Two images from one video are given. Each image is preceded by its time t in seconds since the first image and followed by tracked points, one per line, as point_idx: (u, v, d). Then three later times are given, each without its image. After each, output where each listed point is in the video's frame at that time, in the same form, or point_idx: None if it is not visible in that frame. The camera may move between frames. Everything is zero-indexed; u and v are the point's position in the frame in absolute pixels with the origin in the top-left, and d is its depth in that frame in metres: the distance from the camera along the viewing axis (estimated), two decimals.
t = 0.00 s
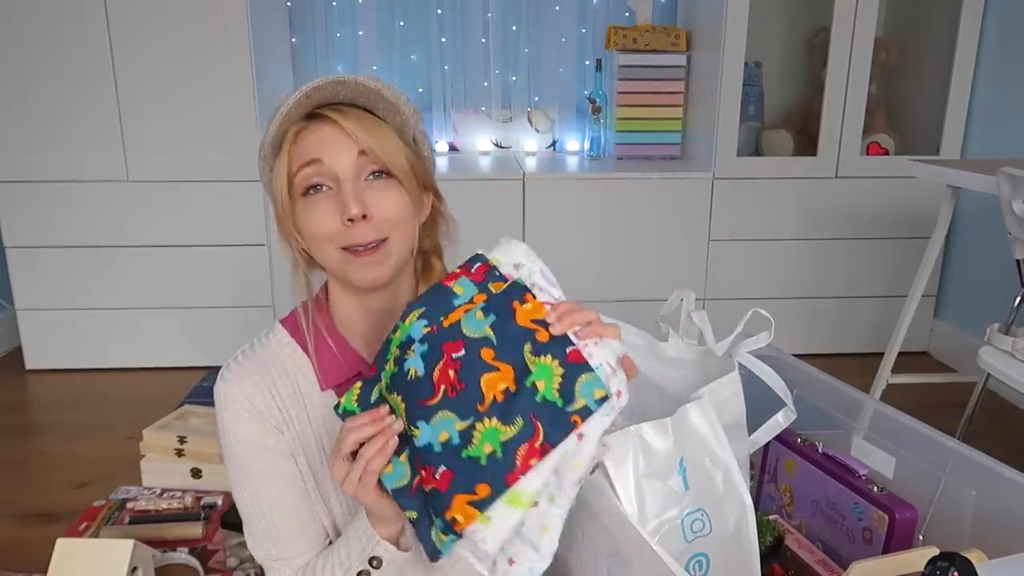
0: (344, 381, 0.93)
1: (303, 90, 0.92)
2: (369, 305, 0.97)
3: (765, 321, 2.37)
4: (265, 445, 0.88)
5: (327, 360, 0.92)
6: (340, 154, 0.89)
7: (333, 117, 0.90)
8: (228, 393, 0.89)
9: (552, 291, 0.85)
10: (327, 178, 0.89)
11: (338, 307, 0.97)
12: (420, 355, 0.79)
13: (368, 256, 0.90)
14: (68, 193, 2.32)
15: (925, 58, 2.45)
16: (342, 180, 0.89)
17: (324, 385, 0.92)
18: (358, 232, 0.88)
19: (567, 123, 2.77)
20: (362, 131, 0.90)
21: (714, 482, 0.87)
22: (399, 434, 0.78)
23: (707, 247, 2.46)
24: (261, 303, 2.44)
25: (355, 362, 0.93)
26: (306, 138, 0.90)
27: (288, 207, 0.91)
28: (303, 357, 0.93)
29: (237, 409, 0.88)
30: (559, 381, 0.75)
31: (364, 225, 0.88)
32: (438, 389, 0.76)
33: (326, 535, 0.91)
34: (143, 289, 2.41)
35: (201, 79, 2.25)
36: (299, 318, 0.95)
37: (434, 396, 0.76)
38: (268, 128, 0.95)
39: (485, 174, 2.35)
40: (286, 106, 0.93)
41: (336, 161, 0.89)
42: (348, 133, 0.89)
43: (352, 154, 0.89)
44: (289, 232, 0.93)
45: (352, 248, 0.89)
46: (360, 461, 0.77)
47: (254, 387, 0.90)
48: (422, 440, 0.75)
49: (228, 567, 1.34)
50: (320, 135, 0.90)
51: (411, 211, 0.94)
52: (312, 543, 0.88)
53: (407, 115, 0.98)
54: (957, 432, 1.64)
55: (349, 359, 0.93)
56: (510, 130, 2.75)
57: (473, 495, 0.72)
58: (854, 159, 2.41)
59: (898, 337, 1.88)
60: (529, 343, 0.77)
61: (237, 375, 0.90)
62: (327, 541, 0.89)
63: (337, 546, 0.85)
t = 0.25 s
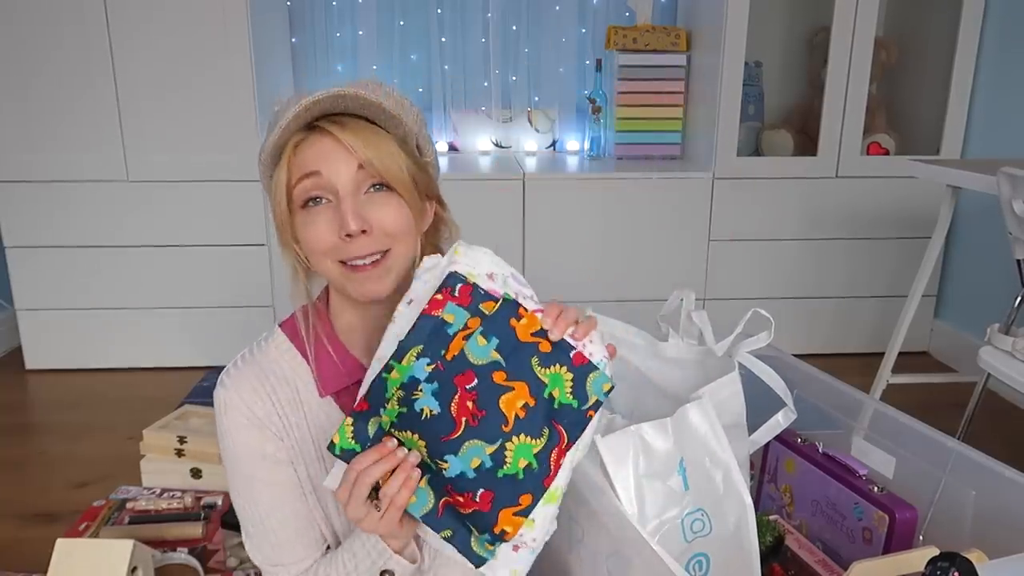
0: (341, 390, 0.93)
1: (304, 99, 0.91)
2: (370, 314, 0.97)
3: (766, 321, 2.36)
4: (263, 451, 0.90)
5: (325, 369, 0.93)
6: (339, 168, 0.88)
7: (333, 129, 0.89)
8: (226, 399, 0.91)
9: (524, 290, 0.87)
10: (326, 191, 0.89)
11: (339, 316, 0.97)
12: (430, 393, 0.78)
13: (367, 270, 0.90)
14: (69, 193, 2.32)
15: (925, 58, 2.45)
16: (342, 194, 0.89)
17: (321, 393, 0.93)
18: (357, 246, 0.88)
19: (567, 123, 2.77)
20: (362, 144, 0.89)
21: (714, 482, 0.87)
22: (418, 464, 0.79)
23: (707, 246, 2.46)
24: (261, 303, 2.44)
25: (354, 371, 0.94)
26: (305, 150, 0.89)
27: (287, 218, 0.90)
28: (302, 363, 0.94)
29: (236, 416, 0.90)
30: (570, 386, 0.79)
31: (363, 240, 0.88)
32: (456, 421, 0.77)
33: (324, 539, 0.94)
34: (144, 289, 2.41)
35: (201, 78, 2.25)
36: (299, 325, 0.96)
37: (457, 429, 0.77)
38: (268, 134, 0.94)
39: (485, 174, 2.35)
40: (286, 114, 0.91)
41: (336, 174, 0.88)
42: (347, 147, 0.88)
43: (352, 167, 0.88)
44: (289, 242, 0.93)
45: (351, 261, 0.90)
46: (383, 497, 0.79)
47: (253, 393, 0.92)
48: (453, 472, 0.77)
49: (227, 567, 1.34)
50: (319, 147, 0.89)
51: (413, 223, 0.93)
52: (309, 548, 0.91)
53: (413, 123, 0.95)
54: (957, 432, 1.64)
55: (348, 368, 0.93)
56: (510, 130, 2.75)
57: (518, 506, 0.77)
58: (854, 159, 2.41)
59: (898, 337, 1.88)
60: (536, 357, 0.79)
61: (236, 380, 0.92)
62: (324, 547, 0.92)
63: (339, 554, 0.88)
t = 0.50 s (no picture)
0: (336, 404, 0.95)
1: (306, 120, 0.90)
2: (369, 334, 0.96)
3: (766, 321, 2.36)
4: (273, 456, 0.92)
5: (320, 382, 0.95)
6: (340, 189, 0.88)
7: (334, 149, 0.89)
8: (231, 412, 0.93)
9: (521, 298, 0.86)
10: (326, 211, 0.88)
11: (339, 336, 0.97)
12: (412, 388, 0.78)
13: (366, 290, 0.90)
14: (69, 193, 2.32)
15: (925, 58, 2.45)
16: (342, 214, 0.88)
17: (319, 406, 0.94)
18: (356, 265, 0.88)
19: (567, 123, 2.77)
20: (362, 165, 0.88)
21: (714, 482, 0.87)
22: (400, 456, 0.79)
23: (707, 247, 2.46)
24: (261, 303, 2.44)
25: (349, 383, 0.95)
26: (307, 171, 0.89)
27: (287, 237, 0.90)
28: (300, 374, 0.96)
29: (240, 425, 0.92)
30: (556, 400, 0.79)
31: (363, 259, 0.88)
32: (437, 421, 0.77)
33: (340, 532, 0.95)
34: (144, 289, 2.41)
35: (201, 78, 2.25)
36: (299, 340, 0.97)
37: (435, 429, 0.76)
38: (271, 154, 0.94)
39: (485, 174, 2.35)
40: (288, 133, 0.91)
41: (337, 195, 0.88)
42: (348, 168, 0.88)
43: (353, 188, 0.88)
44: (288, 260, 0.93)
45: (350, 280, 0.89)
46: (365, 486, 0.79)
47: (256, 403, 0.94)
48: (428, 471, 0.77)
49: (228, 567, 1.34)
50: (320, 168, 0.88)
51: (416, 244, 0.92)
52: (328, 543, 0.92)
53: (416, 143, 0.94)
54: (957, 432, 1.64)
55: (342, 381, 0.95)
56: (510, 130, 2.75)
57: (488, 518, 0.77)
58: (854, 159, 2.41)
59: (898, 337, 1.88)
60: (524, 367, 0.79)
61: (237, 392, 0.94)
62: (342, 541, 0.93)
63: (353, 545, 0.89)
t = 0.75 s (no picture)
0: (361, 399, 1.02)
1: (331, 154, 0.92)
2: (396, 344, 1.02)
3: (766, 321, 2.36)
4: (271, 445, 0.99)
5: (351, 377, 1.02)
6: (368, 228, 0.91)
7: (361, 188, 0.91)
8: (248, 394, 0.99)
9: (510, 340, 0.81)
10: (355, 248, 0.91)
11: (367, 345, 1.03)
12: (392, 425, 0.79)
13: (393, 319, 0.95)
14: (68, 193, 2.32)
15: (925, 58, 2.45)
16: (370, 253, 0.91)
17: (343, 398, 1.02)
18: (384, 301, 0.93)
19: (567, 123, 2.77)
20: (389, 204, 0.91)
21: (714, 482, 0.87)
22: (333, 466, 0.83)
23: (707, 247, 2.46)
24: (261, 303, 2.44)
25: (375, 382, 1.02)
26: (336, 210, 0.91)
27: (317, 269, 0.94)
28: (330, 366, 1.03)
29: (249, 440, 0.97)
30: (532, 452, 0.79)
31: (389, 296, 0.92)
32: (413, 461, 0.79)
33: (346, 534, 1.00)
34: (144, 289, 2.41)
35: (201, 78, 2.25)
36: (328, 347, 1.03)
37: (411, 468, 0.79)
38: (298, 179, 0.96)
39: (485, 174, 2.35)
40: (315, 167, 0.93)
41: (366, 233, 0.91)
42: (375, 208, 0.91)
43: (381, 226, 0.91)
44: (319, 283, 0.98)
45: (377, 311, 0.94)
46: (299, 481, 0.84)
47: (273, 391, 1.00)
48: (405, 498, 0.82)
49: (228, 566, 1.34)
50: (348, 208, 0.91)
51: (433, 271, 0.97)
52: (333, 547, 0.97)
53: (432, 159, 0.96)
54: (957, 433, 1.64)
55: (369, 380, 1.02)
56: (510, 130, 2.74)
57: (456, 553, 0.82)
58: (854, 159, 2.41)
59: (898, 337, 1.87)
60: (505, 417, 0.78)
61: (265, 371, 1.00)
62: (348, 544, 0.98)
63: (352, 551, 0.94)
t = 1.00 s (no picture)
0: (357, 394, 1.01)
1: (327, 156, 0.92)
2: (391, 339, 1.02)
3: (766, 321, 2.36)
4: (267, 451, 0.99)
5: (346, 373, 1.01)
6: (367, 229, 0.91)
7: (359, 190, 0.91)
8: (244, 397, 0.99)
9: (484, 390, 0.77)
10: (356, 248, 0.92)
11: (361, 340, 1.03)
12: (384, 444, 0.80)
13: (392, 317, 0.95)
14: (68, 193, 2.32)
15: (925, 58, 2.45)
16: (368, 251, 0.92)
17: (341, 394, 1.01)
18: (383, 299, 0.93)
19: (567, 123, 2.77)
20: (387, 204, 0.91)
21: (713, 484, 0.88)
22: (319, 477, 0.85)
23: (707, 247, 2.46)
24: (261, 303, 2.44)
25: (371, 376, 1.01)
26: (335, 212, 0.91)
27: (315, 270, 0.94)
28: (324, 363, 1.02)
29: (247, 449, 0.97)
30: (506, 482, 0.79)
31: (389, 295, 0.93)
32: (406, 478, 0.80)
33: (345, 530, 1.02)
34: (144, 289, 2.41)
35: (201, 78, 2.25)
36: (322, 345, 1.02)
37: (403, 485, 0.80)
38: (290, 180, 0.95)
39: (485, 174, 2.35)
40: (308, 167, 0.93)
41: (365, 234, 0.91)
42: (374, 209, 0.91)
43: (380, 226, 0.91)
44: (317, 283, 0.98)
45: (377, 309, 0.94)
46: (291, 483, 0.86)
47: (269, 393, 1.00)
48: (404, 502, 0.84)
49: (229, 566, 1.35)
50: (347, 210, 0.91)
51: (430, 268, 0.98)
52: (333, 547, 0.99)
53: (423, 155, 0.96)
54: (957, 433, 1.64)
55: (365, 375, 1.01)
56: (511, 130, 2.74)
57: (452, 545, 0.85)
58: (854, 159, 2.41)
59: (898, 337, 1.87)
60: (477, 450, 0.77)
61: (260, 373, 1.00)
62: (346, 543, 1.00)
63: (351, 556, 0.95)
